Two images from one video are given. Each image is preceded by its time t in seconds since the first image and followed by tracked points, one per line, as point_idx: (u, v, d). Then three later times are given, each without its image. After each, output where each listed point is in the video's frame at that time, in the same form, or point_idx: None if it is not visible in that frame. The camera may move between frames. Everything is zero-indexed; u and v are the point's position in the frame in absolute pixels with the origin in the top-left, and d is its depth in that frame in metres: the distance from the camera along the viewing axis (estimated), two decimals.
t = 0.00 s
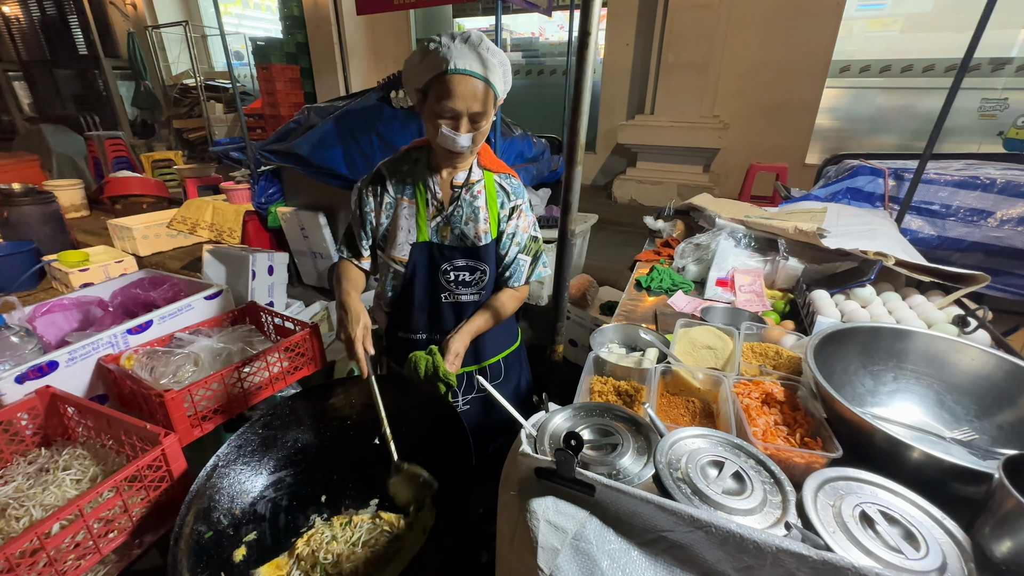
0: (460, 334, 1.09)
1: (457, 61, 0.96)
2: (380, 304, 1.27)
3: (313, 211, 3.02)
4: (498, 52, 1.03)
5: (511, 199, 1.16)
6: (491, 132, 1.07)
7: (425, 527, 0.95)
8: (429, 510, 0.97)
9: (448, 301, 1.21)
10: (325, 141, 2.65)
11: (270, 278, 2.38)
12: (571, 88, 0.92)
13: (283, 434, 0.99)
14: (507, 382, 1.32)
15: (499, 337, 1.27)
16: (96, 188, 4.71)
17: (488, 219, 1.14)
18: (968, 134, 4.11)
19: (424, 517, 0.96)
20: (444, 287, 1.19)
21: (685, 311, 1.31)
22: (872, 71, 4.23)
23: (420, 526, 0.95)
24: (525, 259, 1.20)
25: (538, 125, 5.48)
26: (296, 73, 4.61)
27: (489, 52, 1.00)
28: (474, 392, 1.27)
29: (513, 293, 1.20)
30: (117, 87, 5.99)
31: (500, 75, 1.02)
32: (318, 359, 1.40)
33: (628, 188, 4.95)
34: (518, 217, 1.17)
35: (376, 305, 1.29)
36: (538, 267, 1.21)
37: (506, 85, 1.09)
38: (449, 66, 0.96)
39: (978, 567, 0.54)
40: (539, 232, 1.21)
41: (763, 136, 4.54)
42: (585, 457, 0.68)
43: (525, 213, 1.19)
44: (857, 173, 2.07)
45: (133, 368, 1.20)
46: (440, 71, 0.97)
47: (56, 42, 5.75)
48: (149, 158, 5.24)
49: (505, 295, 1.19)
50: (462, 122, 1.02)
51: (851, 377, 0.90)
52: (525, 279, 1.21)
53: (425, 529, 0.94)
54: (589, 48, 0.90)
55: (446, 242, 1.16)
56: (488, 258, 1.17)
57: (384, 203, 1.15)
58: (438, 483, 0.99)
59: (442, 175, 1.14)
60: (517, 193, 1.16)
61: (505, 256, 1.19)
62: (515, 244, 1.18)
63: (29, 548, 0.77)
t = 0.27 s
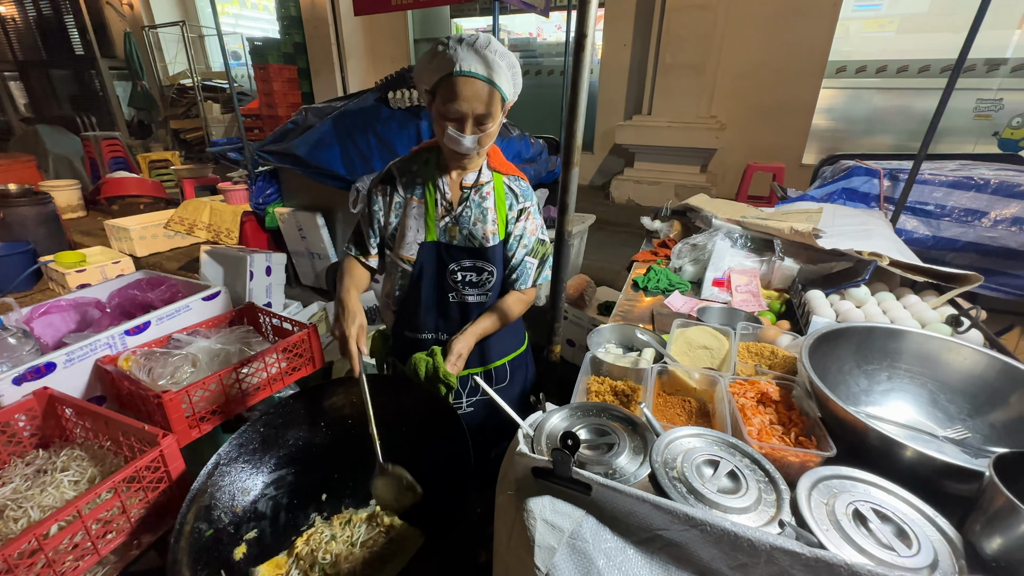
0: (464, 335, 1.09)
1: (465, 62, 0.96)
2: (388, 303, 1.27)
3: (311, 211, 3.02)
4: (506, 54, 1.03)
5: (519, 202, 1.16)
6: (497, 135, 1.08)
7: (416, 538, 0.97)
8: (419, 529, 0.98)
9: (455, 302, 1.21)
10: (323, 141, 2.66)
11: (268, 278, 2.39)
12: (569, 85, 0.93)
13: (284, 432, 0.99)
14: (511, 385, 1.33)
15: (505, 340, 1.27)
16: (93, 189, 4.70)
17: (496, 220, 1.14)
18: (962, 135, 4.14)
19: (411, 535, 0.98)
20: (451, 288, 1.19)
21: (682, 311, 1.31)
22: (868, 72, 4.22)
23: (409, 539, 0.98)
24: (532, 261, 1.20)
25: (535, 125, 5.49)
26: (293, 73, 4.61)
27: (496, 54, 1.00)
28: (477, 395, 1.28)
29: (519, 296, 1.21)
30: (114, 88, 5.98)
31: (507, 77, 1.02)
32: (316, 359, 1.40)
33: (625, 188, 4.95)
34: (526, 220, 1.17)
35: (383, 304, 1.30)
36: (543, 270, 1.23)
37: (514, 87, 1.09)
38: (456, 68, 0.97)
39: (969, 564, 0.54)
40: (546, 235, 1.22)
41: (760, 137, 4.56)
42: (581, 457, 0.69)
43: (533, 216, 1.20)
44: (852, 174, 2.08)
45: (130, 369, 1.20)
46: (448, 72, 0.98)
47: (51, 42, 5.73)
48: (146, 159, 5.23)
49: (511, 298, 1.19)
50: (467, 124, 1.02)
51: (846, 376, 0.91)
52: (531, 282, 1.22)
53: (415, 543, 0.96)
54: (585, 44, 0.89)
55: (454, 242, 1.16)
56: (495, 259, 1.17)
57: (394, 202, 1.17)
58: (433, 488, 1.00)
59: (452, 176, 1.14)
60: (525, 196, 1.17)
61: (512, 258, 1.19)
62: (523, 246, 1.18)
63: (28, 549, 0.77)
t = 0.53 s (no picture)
0: (469, 335, 1.09)
1: (465, 62, 0.97)
2: (392, 301, 1.28)
3: (311, 211, 3.02)
4: (508, 54, 1.03)
5: (524, 202, 1.16)
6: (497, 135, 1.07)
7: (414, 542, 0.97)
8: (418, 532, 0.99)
9: (457, 301, 1.21)
10: (323, 141, 2.66)
11: (268, 277, 2.39)
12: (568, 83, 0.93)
13: (289, 428, 0.99)
14: (515, 386, 1.34)
15: (510, 343, 1.27)
16: (92, 187, 4.70)
17: (499, 221, 1.14)
18: (960, 133, 4.15)
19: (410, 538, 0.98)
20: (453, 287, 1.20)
21: (681, 310, 1.32)
22: (867, 70, 4.20)
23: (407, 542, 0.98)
24: (537, 262, 1.20)
25: (535, 124, 5.49)
26: (292, 72, 4.60)
27: (496, 54, 1.00)
28: (478, 395, 1.29)
29: (525, 297, 1.21)
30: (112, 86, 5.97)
31: (508, 77, 1.02)
32: (317, 359, 1.40)
33: (624, 187, 4.95)
34: (530, 221, 1.17)
35: (387, 302, 1.31)
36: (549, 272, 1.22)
37: (517, 87, 1.09)
38: (455, 67, 0.97)
39: (963, 559, 0.55)
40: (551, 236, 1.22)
41: (759, 135, 4.57)
42: (581, 455, 0.69)
43: (538, 217, 1.19)
44: (850, 173, 2.09)
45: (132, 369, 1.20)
46: (449, 71, 0.99)
47: (49, 40, 5.72)
48: (145, 157, 5.23)
49: (516, 298, 1.20)
50: (467, 124, 1.03)
51: (843, 374, 0.92)
52: (537, 284, 1.22)
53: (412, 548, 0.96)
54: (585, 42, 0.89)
55: (457, 242, 1.16)
56: (498, 259, 1.17)
57: (399, 202, 1.17)
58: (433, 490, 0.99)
59: (456, 176, 1.15)
60: (530, 196, 1.17)
61: (516, 259, 1.19)
62: (527, 248, 1.19)
63: (31, 547, 0.77)
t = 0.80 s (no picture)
0: (482, 334, 1.08)
1: (462, 58, 0.97)
2: (393, 300, 1.29)
3: (311, 208, 3.02)
4: (506, 51, 1.03)
5: (523, 200, 1.15)
6: (495, 132, 1.08)
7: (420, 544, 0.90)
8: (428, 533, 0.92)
9: (457, 300, 1.21)
10: (323, 139, 2.66)
11: (268, 275, 2.39)
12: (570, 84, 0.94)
13: (318, 415, 1.00)
14: (515, 384, 1.34)
15: (512, 341, 1.28)
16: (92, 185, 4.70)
17: (498, 219, 1.14)
18: (961, 131, 4.14)
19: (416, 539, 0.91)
20: (453, 286, 1.20)
21: (681, 308, 1.32)
22: (867, 68, 4.20)
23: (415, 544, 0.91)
24: (538, 261, 1.19)
25: (535, 121, 5.49)
26: (292, 70, 4.60)
27: (494, 51, 1.00)
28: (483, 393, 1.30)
29: (532, 296, 1.20)
30: (112, 84, 5.96)
31: (506, 73, 1.02)
32: (318, 356, 1.41)
33: (625, 185, 4.94)
34: (530, 219, 1.16)
35: (388, 299, 1.31)
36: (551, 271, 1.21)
37: (516, 84, 1.09)
38: (451, 64, 0.97)
39: (963, 553, 0.55)
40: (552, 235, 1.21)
41: (760, 133, 4.57)
42: (583, 451, 0.69)
43: (538, 215, 1.18)
44: (851, 171, 2.09)
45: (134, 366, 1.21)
46: (445, 68, 0.99)
47: (48, 38, 5.71)
48: (145, 155, 5.22)
49: (524, 298, 1.18)
50: (465, 121, 1.03)
51: (843, 371, 0.92)
52: (540, 282, 1.21)
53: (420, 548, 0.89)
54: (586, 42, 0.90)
55: (456, 240, 1.17)
56: (498, 257, 1.17)
57: (398, 200, 1.19)
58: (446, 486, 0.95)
59: (455, 173, 1.15)
60: (530, 194, 1.16)
61: (517, 257, 1.18)
62: (528, 245, 1.17)
63: (35, 542, 0.78)
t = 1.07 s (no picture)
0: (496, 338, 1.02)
1: (450, 52, 0.97)
2: (388, 298, 1.30)
3: (311, 206, 3.02)
4: (494, 45, 1.03)
5: (514, 195, 1.16)
6: (486, 126, 1.08)
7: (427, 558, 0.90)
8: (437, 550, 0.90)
9: (451, 296, 1.21)
10: (323, 137, 2.66)
11: (268, 273, 2.39)
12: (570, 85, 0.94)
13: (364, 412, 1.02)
14: (512, 379, 1.34)
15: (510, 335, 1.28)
16: (91, 183, 4.69)
17: (490, 215, 1.15)
18: (961, 130, 4.14)
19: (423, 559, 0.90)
20: (446, 283, 1.20)
21: (681, 306, 1.33)
22: (867, 66, 4.21)
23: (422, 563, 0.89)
24: (532, 255, 1.17)
25: (534, 120, 5.49)
26: (292, 68, 4.59)
27: (483, 46, 1.01)
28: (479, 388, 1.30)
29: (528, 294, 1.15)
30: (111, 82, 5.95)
31: (496, 68, 1.03)
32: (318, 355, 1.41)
33: (624, 183, 4.94)
34: (522, 213, 1.16)
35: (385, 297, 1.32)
36: (546, 265, 1.19)
37: (505, 80, 1.10)
38: (440, 57, 0.97)
39: (959, 548, 0.56)
40: (545, 229, 1.20)
41: (759, 132, 4.57)
42: (584, 447, 0.70)
43: (530, 209, 1.19)
44: (850, 169, 2.09)
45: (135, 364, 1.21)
46: (433, 62, 0.99)
47: (47, 35, 5.69)
48: (144, 153, 5.22)
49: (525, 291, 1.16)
50: (455, 114, 1.03)
51: (841, 368, 0.93)
52: (536, 278, 1.19)
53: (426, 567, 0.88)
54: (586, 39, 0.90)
55: (449, 237, 1.18)
56: (490, 253, 1.17)
57: (391, 198, 1.21)
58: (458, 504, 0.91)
59: (446, 170, 1.16)
60: (521, 189, 1.17)
61: (510, 252, 1.17)
62: (520, 240, 1.16)
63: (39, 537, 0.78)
